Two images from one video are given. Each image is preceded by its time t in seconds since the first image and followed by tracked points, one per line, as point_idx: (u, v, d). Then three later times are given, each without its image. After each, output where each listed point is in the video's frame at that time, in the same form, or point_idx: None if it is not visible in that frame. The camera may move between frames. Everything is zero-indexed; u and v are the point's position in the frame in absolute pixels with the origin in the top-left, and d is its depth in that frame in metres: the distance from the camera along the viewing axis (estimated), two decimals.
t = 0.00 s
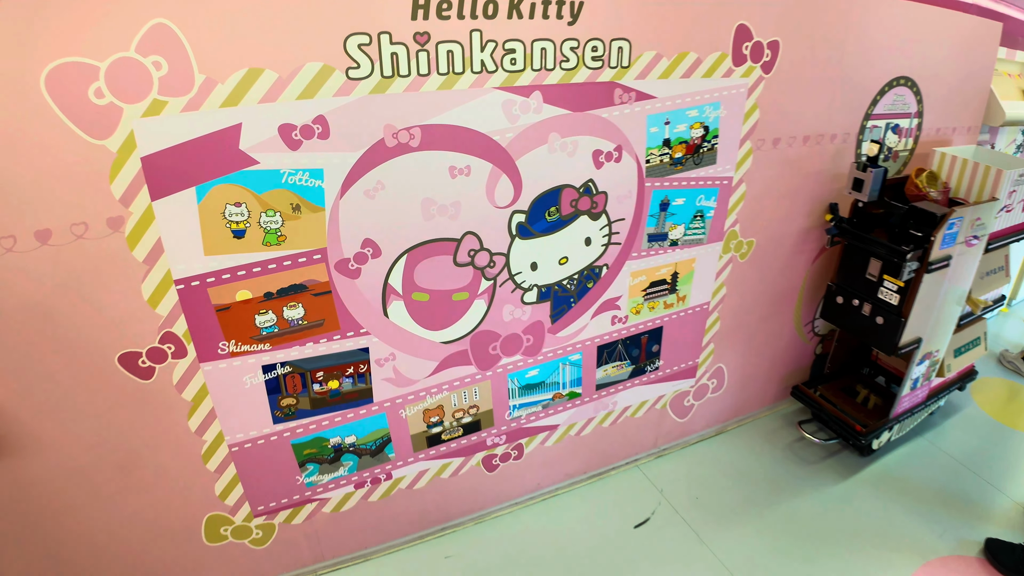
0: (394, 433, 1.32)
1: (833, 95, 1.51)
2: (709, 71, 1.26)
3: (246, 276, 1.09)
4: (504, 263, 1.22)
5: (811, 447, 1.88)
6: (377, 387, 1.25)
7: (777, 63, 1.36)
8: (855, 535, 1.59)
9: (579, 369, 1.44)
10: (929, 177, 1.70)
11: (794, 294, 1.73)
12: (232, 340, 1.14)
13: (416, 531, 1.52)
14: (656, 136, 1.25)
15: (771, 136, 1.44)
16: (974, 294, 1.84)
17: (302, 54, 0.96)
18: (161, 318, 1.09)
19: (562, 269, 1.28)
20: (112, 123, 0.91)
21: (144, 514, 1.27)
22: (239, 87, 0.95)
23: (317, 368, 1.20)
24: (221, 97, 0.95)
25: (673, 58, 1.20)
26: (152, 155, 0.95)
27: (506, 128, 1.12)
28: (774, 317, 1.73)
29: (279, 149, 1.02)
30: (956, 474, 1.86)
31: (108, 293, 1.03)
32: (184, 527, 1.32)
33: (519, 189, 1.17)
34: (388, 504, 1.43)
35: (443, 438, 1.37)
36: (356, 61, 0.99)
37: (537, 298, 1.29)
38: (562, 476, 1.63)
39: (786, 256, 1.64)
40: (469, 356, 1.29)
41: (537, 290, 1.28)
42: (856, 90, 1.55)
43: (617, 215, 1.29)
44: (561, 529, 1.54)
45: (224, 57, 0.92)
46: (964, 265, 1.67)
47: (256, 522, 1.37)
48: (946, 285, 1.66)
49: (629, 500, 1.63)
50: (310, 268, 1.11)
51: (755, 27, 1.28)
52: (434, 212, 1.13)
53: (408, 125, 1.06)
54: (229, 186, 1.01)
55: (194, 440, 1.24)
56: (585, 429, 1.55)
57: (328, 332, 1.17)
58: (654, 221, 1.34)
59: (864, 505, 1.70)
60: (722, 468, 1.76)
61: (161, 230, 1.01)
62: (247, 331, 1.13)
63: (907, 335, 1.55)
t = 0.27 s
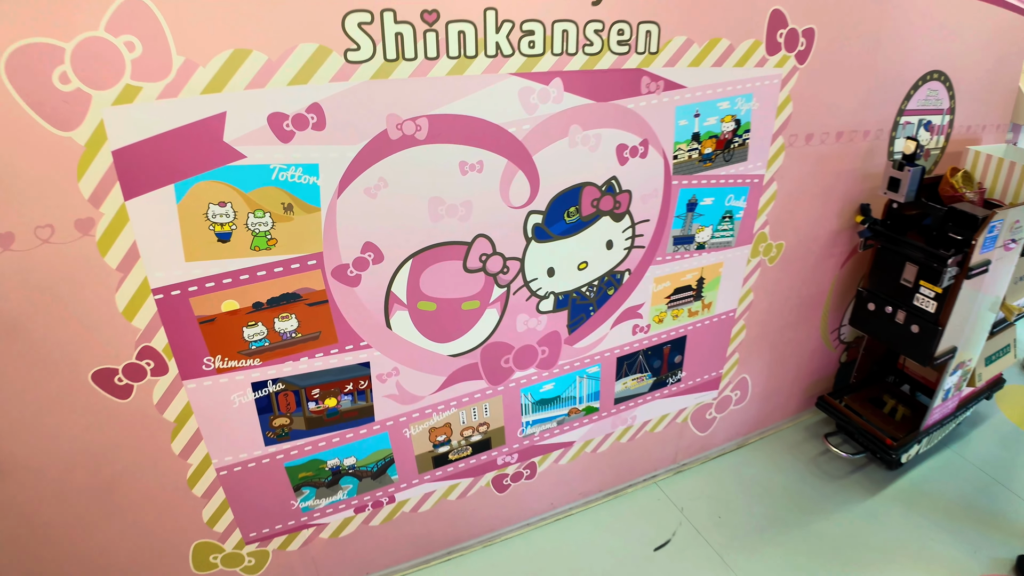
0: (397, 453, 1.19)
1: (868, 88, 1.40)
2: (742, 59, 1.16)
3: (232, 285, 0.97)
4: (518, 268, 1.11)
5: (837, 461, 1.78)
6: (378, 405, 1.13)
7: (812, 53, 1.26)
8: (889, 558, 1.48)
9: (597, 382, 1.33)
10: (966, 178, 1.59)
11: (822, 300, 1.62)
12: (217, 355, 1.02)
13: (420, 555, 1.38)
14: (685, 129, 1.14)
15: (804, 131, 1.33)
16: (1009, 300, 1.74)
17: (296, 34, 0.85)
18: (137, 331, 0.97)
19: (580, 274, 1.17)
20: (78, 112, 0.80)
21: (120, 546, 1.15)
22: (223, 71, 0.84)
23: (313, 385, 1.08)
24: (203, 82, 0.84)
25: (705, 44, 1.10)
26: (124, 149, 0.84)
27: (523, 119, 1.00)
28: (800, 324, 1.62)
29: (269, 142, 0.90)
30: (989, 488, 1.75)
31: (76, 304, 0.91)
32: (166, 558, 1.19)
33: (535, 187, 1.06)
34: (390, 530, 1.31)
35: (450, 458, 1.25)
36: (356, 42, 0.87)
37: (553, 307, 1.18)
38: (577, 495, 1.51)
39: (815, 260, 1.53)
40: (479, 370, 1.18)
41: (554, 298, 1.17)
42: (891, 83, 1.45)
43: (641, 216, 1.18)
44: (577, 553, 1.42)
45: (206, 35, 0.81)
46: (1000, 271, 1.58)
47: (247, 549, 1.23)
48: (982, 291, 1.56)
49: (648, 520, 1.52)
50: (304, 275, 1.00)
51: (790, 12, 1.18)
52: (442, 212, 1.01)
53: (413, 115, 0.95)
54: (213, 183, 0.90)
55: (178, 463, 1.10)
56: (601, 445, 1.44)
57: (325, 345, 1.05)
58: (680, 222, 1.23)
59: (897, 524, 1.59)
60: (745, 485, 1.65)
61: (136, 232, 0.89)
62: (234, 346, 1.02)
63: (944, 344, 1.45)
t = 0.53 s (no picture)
0: (394, 463, 1.13)
1: (886, 81, 1.35)
2: (759, 48, 1.09)
3: (218, 286, 0.91)
4: (522, 268, 1.05)
5: (848, 468, 1.72)
6: (374, 413, 1.07)
7: (830, 43, 1.20)
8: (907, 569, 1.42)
9: (604, 387, 1.27)
10: (984, 176, 1.52)
11: (835, 302, 1.57)
12: (203, 361, 0.96)
13: (420, 568, 1.32)
14: (699, 122, 1.08)
15: (821, 126, 1.27)
16: None
17: (285, 17, 0.78)
18: (117, 336, 0.90)
19: (588, 275, 1.11)
20: (50, 100, 0.74)
21: (102, 562, 1.08)
22: (207, 56, 0.78)
23: (305, 393, 1.02)
24: (185, 68, 0.77)
25: (720, 32, 1.03)
26: (100, 140, 0.77)
27: (529, 109, 0.94)
28: (813, 326, 1.56)
29: (257, 132, 0.84)
30: (1006, 495, 1.69)
31: (51, 306, 0.85)
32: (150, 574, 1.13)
33: (541, 182, 0.99)
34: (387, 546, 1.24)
35: (449, 468, 1.19)
36: (350, 25, 0.81)
37: (559, 309, 1.12)
38: (582, 504, 1.45)
39: (829, 260, 1.48)
40: (481, 375, 1.11)
41: (560, 300, 1.11)
42: (909, 76, 1.40)
43: (651, 214, 1.12)
44: (583, 566, 1.36)
45: (187, 17, 0.74)
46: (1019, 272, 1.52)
47: (238, 563, 1.16)
48: (1001, 292, 1.49)
49: (656, 530, 1.46)
50: (295, 275, 0.93)
51: None
52: (442, 208, 0.95)
53: (411, 105, 0.88)
54: (196, 178, 0.83)
55: (162, 475, 1.04)
56: (607, 453, 1.38)
57: (317, 350, 0.99)
58: (692, 220, 1.17)
59: (913, 534, 1.53)
60: (756, 493, 1.59)
61: (115, 230, 0.83)
62: (221, 351, 0.95)
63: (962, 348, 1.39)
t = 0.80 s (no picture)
0: (378, 463, 1.12)
1: (879, 78, 1.33)
2: (748, 44, 1.08)
3: (197, 285, 0.90)
4: (507, 267, 1.04)
5: (841, 468, 1.71)
6: (357, 413, 1.06)
7: (820, 38, 1.18)
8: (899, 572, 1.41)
9: (591, 387, 1.26)
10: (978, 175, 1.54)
11: (827, 301, 1.56)
12: (183, 360, 0.94)
13: (407, 568, 1.31)
14: (686, 119, 1.07)
15: (812, 123, 1.26)
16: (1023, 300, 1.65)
17: (261, 12, 0.77)
18: (97, 335, 0.89)
19: (574, 273, 1.10)
20: (27, 98, 0.73)
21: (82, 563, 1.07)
22: (184, 53, 0.76)
23: (287, 392, 1.01)
24: (162, 66, 0.76)
25: (708, 27, 1.02)
26: (78, 138, 0.76)
27: (511, 106, 0.93)
28: (805, 325, 1.55)
29: (234, 130, 0.82)
30: (1000, 496, 1.68)
31: (29, 306, 0.84)
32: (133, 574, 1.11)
33: (525, 179, 0.98)
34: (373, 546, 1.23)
35: (435, 468, 1.18)
36: (328, 21, 0.80)
37: (545, 308, 1.11)
38: (571, 505, 1.44)
39: (821, 259, 1.46)
40: (466, 375, 1.10)
41: (545, 299, 1.10)
42: (902, 73, 1.38)
43: (639, 212, 1.10)
44: (571, 567, 1.35)
45: (160, 11, 0.73)
46: (1013, 270, 1.51)
47: (222, 563, 1.15)
48: (995, 291, 1.48)
49: (645, 531, 1.45)
50: (274, 274, 0.92)
51: None
52: (424, 206, 0.94)
53: (391, 101, 0.87)
54: (174, 176, 0.82)
55: (144, 476, 1.03)
56: (596, 453, 1.37)
57: (298, 350, 0.98)
58: (680, 218, 1.16)
59: (905, 536, 1.52)
60: (747, 493, 1.58)
61: (93, 229, 0.82)
62: (201, 350, 0.94)
63: (956, 347, 1.38)
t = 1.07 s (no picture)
0: (337, 459, 1.14)
1: (846, 74, 1.32)
2: (703, 41, 1.08)
3: (150, 282, 0.90)
4: (460, 264, 1.04)
5: (813, 466, 1.72)
6: (313, 408, 1.07)
7: (781, 34, 1.17)
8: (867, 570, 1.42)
9: (553, 384, 1.26)
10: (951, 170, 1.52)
11: (797, 299, 1.56)
12: (138, 355, 0.95)
13: (371, 563, 1.32)
14: (640, 117, 1.07)
15: (774, 119, 1.25)
16: (997, 299, 1.65)
17: (201, 12, 0.77)
18: (55, 331, 0.90)
19: (530, 271, 1.11)
20: None
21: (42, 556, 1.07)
22: (131, 58, 0.77)
23: (241, 387, 1.02)
24: (110, 71, 0.77)
25: (660, 24, 1.02)
26: (33, 142, 0.78)
27: (458, 104, 0.93)
28: (774, 323, 1.56)
29: (181, 131, 0.83)
30: (972, 494, 1.68)
31: None
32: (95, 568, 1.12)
33: (474, 177, 0.99)
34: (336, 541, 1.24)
35: (395, 464, 1.19)
36: (270, 24, 0.81)
37: (501, 305, 1.12)
38: (538, 501, 1.46)
39: (789, 256, 1.46)
40: (422, 371, 1.11)
41: (502, 296, 1.11)
42: (870, 69, 1.37)
43: (594, 210, 1.11)
44: (535, 563, 1.36)
45: (97, 11, 0.73)
46: (988, 266, 1.50)
47: (185, 555, 1.15)
48: (967, 289, 1.48)
49: (612, 528, 1.46)
50: (224, 271, 0.93)
51: None
52: (372, 204, 0.95)
53: (335, 101, 0.88)
54: (122, 176, 0.83)
55: (103, 467, 1.03)
56: (561, 450, 1.38)
57: (250, 346, 0.99)
58: (638, 216, 1.16)
59: (875, 535, 1.52)
60: (717, 491, 1.59)
61: (49, 229, 0.83)
62: (156, 345, 0.95)
63: (924, 345, 1.37)
